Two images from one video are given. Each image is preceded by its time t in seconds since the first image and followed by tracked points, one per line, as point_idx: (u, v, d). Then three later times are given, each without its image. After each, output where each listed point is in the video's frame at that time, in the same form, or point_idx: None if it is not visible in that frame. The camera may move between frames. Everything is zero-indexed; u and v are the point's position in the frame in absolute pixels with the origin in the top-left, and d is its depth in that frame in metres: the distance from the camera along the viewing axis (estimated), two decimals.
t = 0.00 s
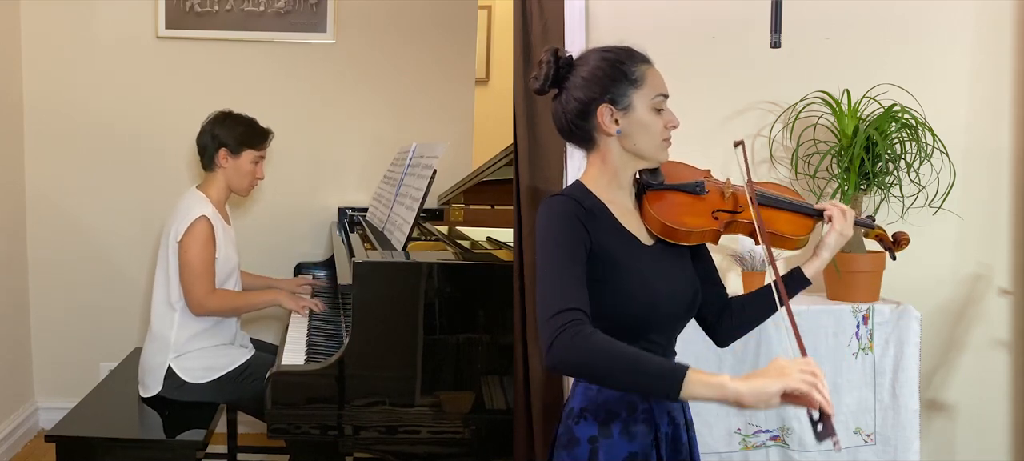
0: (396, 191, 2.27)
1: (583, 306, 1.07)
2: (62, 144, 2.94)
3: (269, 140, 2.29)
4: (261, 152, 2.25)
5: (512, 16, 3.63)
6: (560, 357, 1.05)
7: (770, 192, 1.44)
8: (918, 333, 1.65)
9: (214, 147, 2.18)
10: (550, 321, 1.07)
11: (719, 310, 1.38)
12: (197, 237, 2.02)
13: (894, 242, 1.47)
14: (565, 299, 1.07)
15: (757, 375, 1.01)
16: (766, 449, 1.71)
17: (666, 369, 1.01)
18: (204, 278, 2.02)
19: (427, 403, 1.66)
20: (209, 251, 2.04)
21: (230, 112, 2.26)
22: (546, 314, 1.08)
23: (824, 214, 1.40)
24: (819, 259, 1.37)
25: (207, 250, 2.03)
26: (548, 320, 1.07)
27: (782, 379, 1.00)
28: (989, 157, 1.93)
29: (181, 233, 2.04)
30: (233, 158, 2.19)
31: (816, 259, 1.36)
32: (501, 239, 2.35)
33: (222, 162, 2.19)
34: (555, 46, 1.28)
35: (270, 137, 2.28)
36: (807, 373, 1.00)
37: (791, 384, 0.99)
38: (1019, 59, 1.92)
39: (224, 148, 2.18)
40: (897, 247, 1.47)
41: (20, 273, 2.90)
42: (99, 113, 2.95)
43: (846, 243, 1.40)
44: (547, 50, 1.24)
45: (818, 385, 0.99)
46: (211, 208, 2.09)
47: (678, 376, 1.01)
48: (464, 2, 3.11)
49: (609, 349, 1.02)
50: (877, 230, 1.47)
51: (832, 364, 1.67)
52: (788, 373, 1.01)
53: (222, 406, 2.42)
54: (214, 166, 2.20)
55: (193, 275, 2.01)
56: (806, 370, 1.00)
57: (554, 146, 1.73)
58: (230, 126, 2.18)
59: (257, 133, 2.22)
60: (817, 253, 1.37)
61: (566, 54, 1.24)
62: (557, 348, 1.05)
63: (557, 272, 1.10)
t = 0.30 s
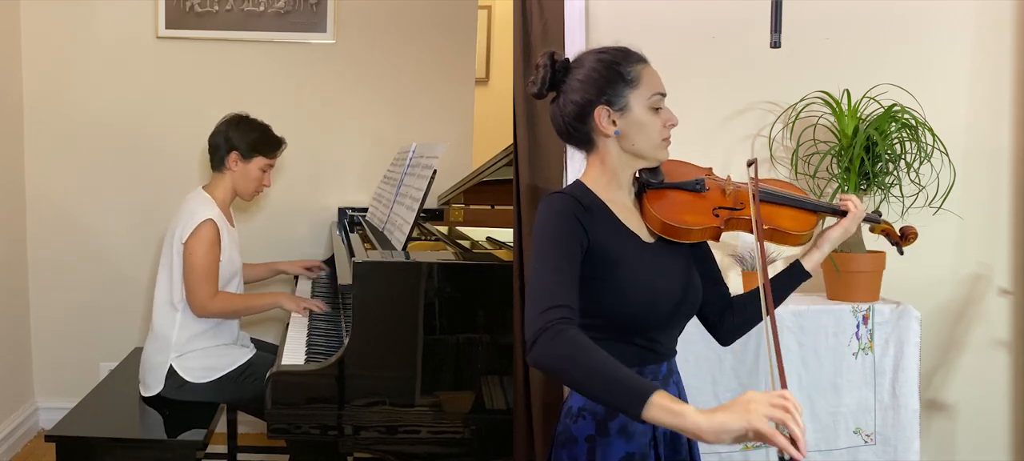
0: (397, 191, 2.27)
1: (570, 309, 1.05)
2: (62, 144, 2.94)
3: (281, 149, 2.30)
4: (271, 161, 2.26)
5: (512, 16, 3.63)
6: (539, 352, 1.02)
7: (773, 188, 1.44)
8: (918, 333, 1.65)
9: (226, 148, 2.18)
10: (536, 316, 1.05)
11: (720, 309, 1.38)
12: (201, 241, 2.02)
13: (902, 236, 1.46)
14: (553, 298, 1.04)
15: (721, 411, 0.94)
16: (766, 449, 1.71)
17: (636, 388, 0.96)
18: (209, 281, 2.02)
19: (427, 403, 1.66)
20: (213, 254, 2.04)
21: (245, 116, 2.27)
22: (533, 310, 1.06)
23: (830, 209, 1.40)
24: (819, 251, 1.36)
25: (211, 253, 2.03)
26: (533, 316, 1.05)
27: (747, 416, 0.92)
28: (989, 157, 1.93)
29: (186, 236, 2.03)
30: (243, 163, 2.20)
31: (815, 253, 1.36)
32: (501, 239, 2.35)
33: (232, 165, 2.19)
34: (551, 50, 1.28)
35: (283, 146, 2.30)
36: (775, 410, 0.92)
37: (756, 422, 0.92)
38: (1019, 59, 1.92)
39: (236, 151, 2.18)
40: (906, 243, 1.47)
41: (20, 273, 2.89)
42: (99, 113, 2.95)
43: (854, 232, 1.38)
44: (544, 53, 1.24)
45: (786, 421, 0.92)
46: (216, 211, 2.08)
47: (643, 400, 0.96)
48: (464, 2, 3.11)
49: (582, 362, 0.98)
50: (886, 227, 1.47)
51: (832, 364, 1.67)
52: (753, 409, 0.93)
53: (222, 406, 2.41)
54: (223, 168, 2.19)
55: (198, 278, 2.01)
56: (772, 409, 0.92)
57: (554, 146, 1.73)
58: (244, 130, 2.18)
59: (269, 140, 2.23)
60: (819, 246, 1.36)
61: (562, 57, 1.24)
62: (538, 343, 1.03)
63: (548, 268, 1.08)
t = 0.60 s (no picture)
0: (397, 191, 2.27)
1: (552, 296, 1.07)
2: (61, 144, 2.94)
3: (284, 142, 2.29)
4: (275, 155, 2.26)
5: (512, 16, 3.63)
6: (521, 340, 1.05)
7: (771, 187, 1.44)
8: (918, 333, 1.65)
9: (229, 149, 2.18)
10: (518, 306, 1.07)
11: (722, 308, 1.38)
12: (204, 242, 2.02)
13: (902, 233, 1.46)
14: (534, 288, 1.07)
15: (712, 365, 0.99)
16: (765, 449, 1.71)
17: (623, 358, 1.00)
18: (205, 282, 2.02)
19: (427, 403, 1.66)
20: (214, 257, 2.04)
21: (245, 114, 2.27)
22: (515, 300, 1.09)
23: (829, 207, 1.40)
24: (827, 254, 1.36)
25: (211, 256, 2.03)
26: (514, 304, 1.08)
27: (736, 370, 0.97)
28: (989, 157, 1.93)
29: (188, 237, 2.03)
30: (248, 161, 2.20)
31: (822, 254, 1.36)
32: (501, 239, 2.35)
33: (236, 165, 2.19)
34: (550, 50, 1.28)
35: (285, 139, 2.29)
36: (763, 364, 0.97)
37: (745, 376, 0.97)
38: (1019, 59, 1.92)
39: (239, 151, 2.18)
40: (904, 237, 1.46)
41: (20, 273, 2.90)
42: (99, 113, 2.95)
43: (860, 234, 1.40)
44: (543, 54, 1.24)
45: (772, 378, 0.96)
46: (222, 213, 2.08)
47: (632, 368, 0.99)
48: (463, 2, 3.11)
49: (564, 343, 1.01)
50: (886, 223, 1.47)
51: (832, 364, 1.67)
52: (743, 364, 0.97)
53: (222, 406, 2.42)
54: (229, 170, 2.19)
55: (195, 279, 2.01)
56: (760, 366, 0.97)
57: (554, 146, 1.72)
58: (245, 128, 2.19)
59: (271, 135, 2.23)
60: (826, 248, 1.36)
61: (561, 58, 1.24)
62: (519, 331, 1.05)
63: (533, 262, 1.10)
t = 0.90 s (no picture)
0: (396, 191, 2.27)
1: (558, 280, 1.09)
2: (61, 144, 2.94)
3: (277, 135, 2.29)
4: (271, 148, 2.26)
5: (512, 16, 3.63)
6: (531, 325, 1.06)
7: (767, 187, 1.44)
8: (918, 333, 1.65)
9: (223, 148, 2.18)
10: (523, 293, 1.09)
11: (722, 308, 1.38)
12: (204, 243, 2.01)
13: (898, 232, 1.47)
14: (540, 274, 1.09)
15: (729, 321, 1.05)
16: (766, 449, 1.70)
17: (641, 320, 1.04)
18: (204, 283, 2.02)
19: (427, 403, 1.66)
20: (214, 257, 2.04)
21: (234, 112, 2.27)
22: (520, 290, 1.10)
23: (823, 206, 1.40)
24: (822, 254, 1.38)
25: (210, 257, 2.02)
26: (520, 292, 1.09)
27: (752, 328, 1.04)
28: (989, 157, 1.93)
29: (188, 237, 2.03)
30: (244, 158, 2.20)
31: (818, 256, 1.38)
32: (501, 239, 2.35)
33: (233, 163, 2.19)
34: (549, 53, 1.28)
35: (277, 131, 2.29)
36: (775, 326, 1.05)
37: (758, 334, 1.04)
38: (1019, 59, 1.91)
39: (235, 148, 2.18)
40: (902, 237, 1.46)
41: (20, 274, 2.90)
42: (99, 113, 2.95)
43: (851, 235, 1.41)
44: (541, 56, 1.24)
45: (783, 340, 1.04)
46: (219, 212, 2.08)
47: (654, 329, 1.04)
48: (464, 1, 3.11)
49: (579, 316, 1.04)
50: (881, 223, 1.47)
51: (832, 364, 1.67)
52: (757, 323, 1.04)
53: (222, 406, 2.42)
54: (225, 169, 2.19)
55: (195, 280, 2.00)
56: (773, 327, 1.04)
57: (554, 146, 1.72)
58: (237, 126, 2.19)
59: (263, 129, 2.23)
60: (821, 250, 1.38)
61: (559, 60, 1.25)
62: (527, 318, 1.07)
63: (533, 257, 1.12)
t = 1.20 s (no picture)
0: (396, 191, 2.27)
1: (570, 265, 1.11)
2: (61, 144, 2.94)
3: (274, 142, 2.30)
4: (267, 156, 2.27)
5: (512, 16, 3.63)
6: (549, 309, 1.07)
7: (766, 188, 1.44)
8: (918, 333, 1.65)
9: (221, 149, 2.17)
10: (537, 280, 1.11)
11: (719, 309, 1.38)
12: (197, 243, 2.01)
13: (896, 234, 1.47)
14: (551, 261, 1.11)
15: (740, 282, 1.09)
16: (766, 449, 1.70)
17: (658, 288, 1.07)
18: (203, 283, 2.02)
19: (427, 403, 1.66)
20: (209, 258, 2.03)
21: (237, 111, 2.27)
22: (532, 279, 1.12)
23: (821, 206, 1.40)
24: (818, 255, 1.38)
25: (204, 258, 2.02)
26: (533, 280, 1.11)
27: (759, 289, 1.08)
28: (989, 158, 1.93)
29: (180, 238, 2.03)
30: (239, 162, 2.20)
31: (815, 256, 1.37)
32: (501, 239, 2.35)
33: (228, 165, 2.19)
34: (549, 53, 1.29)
35: (276, 140, 2.30)
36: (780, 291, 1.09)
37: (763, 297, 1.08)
38: (1019, 59, 1.92)
39: (231, 152, 2.18)
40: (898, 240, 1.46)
41: (20, 274, 2.89)
42: (99, 113, 2.95)
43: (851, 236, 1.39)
44: (541, 57, 1.24)
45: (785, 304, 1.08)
46: (210, 213, 2.08)
47: (672, 295, 1.06)
48: (464, 2, 3.11)
49: (596, 291, 1.06)
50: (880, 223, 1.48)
51: (832, 364, 1.67)
52: (764, 285, 1.09)
53: (222, 406, 2.42)
54: (219, 169, 2.19)
55: (193, 281, 2.01)
56: (779, 289, 1.09)
57: (554, 146, 1.73)
58: (237, 128, 2.18)
59: (262, 135, 2.23)
60: (819, 250, 1.38)
61: (559, 60, 1.25)
62: (544, 303, 1.08)
63: (542, 247, 1.14)
